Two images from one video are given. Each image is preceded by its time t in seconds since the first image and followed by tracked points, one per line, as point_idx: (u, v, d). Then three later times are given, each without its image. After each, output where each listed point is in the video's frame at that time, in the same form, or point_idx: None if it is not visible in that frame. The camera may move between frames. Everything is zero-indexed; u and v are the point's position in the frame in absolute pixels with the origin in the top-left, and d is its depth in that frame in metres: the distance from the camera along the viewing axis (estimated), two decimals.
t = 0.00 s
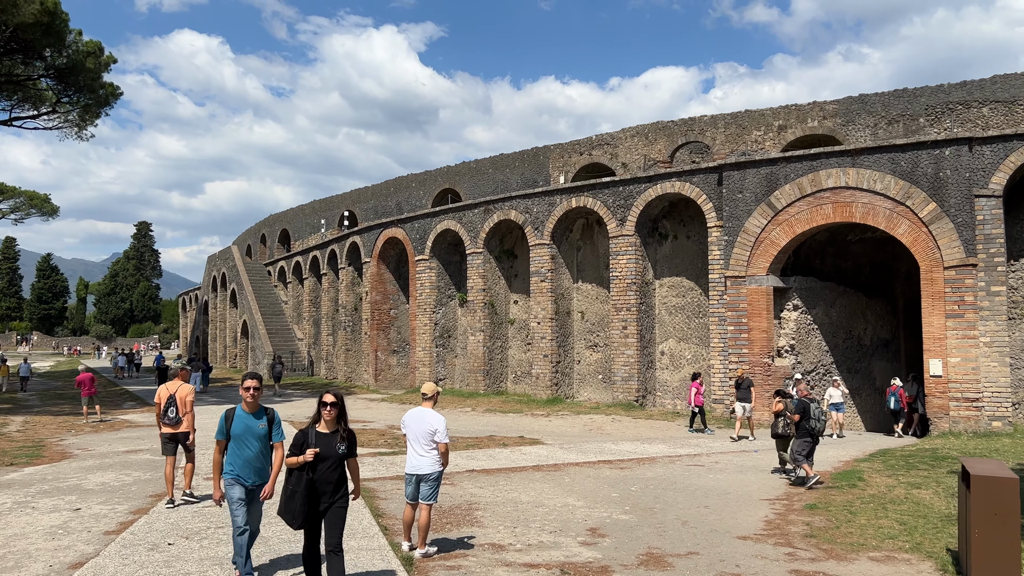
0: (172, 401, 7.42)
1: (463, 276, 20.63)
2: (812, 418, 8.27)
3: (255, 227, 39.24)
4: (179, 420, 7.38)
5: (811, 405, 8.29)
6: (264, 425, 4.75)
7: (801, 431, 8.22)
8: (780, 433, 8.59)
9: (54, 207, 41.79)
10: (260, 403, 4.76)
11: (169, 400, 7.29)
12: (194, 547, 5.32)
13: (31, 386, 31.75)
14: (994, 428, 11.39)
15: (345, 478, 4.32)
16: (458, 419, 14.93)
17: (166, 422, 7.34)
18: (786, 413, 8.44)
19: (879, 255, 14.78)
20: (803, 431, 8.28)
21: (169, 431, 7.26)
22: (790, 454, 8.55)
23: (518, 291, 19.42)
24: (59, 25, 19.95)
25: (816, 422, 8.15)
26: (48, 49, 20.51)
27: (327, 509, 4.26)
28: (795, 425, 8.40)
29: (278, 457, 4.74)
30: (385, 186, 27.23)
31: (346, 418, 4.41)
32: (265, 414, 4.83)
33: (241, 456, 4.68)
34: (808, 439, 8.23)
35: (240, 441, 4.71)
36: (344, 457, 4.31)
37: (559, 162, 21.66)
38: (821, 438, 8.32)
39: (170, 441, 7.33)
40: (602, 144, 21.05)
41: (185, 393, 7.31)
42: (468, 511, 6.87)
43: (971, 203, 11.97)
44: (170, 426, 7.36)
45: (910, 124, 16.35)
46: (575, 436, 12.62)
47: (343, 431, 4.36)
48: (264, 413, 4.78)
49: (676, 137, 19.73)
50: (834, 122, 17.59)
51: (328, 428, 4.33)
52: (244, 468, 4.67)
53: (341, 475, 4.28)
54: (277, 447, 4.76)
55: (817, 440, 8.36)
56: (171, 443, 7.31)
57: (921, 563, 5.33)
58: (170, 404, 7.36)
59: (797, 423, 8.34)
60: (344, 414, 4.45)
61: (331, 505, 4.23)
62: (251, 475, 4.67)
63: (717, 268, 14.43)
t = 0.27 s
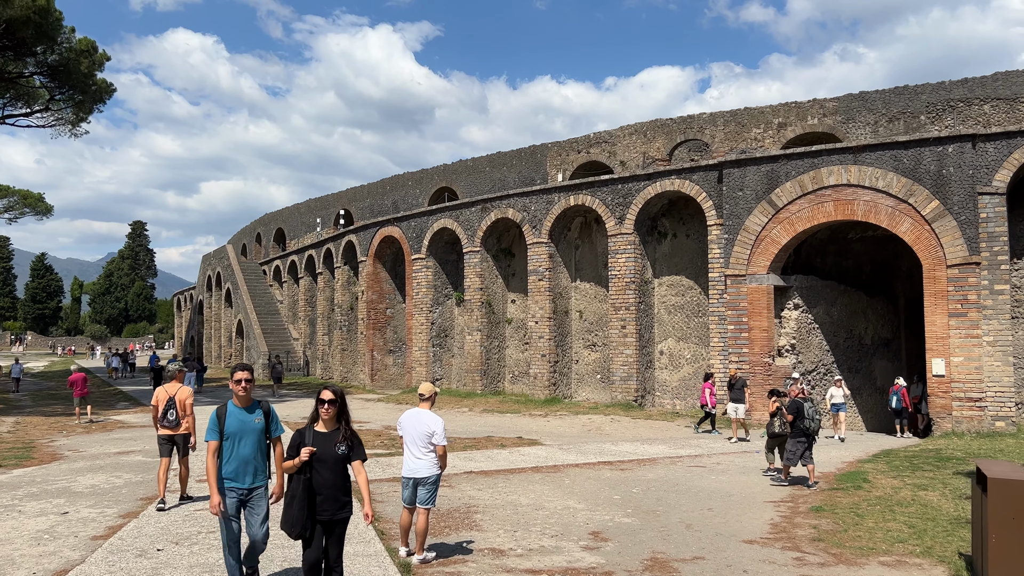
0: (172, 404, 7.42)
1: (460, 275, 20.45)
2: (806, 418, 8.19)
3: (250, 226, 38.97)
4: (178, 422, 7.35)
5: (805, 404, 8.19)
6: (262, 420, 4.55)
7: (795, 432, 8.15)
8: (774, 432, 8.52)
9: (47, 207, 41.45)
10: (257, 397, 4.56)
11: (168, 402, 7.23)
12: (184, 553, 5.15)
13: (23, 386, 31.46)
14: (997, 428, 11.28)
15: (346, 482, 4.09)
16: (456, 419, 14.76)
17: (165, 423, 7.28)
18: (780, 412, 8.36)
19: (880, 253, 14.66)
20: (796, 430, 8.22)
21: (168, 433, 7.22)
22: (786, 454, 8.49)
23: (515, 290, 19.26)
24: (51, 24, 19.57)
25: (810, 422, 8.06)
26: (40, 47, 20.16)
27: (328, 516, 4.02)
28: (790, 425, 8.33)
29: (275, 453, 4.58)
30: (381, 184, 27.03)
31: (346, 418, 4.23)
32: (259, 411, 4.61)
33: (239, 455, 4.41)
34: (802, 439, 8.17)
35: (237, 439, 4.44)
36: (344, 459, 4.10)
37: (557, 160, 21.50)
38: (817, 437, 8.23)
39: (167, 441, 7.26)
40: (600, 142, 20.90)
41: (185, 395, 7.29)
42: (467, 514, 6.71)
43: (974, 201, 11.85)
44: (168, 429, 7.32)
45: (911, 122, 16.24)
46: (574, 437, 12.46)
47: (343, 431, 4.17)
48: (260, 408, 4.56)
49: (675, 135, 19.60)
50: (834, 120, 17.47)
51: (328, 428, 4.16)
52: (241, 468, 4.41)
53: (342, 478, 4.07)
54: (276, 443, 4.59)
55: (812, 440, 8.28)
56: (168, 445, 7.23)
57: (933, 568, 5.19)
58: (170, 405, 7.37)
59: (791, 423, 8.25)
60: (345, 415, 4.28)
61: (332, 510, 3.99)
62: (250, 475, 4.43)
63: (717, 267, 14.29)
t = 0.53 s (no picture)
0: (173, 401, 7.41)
1: (458, 271, 20.29)
2: (796, 416, 8.09)
3: (246, 221, 38.72)
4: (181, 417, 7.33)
5: (794, 402, 8.10)
6: (265, 424, 4.18)
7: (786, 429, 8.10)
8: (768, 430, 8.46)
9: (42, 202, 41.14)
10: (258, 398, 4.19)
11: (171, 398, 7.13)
12: (176, 553, 5.00)
13: (17, 383, 31.22)
14: (1001, 426, 11.17)
15: (343, 493, 3.70)
16: (454, 416, 14.61)
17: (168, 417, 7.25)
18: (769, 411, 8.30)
19: (882, 250, 14.53)
20: (787, 429, 8.16)
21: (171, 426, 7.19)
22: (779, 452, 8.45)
23: (514, 286, 19.11)
24: (45, 18, 19.24)
25: (800, 419, 8.00)
26: (34, 41, 19.85)
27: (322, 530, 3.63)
28: (780, 422, 8.26)
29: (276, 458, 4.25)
30: (379, 180, 26.83)
31: (346, 422, 3.82)
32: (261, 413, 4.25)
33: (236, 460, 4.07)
34: (793, 437, 8.11)
35: (235, 442, 4.10)
36: (342, 468, 3.71)
37: (556, 156, 21.33)
38: (808, 433, 8.18)
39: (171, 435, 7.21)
40: (600, 137, 20.73)
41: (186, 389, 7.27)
42: (468, 513, 6.56)
43: (978, 196, 11.72)
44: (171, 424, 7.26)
45: (912, 118, 16.11)
46: (574, 434, 12.32)
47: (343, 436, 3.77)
48: (262, 411, 4.20)
49: (675, 131, 19.45)
50: (836, 115, 17.34)
51: (326, 432, 3.77)
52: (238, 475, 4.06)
53: (338, 488, 3.68)
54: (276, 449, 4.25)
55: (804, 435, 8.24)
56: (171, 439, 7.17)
57: (947, 570, 5.05)
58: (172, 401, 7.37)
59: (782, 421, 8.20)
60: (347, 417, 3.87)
61: (325, 524, 3.60)
62: (247, 484, 4.07)
63: (718, 263, 14.15)
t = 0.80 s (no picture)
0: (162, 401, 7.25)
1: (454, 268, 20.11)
2: (784, 413, 8.13)
3: (240, 218, 38.44)
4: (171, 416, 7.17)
5: (782, 400, 8.15)
6: (258, 423, 3.77)
7: (774, 426, 8.08)
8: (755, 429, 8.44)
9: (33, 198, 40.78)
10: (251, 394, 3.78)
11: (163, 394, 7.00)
12: (160, 557, 4.81)
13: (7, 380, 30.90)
14: (1001, 427, 11.07)
15: (327, 503, 3.34)
16: (449, 415, 14.45)
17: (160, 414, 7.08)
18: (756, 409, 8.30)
19: (881, 248, 14.41)
20: (775, 426, 8.15)
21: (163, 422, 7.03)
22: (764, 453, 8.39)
23: (510, 284, 18.94)
24: (37, 12, 18.90)
25: (789, 416, 8.03)
26: (25, 34, 19.50)
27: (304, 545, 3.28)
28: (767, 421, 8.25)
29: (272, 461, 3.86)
30: (373, 177, 26.62)
31: (330, 424, 3.47)
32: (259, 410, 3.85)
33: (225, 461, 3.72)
34: (783, 435, 8.09)
35: (225, 441, 3.74)
36: (326, 475, 3.34)
37: (552, 153, 21.16)
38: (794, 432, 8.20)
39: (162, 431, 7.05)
40: (596, 134, 20.57)
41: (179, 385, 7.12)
42: (463, 515, 6.40)
43: (979, 194, 11.61)
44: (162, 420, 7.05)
45: (911, 115, 15.99)
46: (571, 433, 12.17)
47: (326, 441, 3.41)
48: (256, 407, 3.81)
49: (672, 128, 19.31)
50: (834, 113, 17.22)
51: (307, 436, 3.41)
52: (227, 477, 3.71)
53: (322, 498, 3.32)
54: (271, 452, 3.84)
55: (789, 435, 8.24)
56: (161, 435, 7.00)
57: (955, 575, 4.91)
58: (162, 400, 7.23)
59: (769, 419, 8.20)
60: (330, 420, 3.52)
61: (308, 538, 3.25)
62: (235, 488, 3.70)
63: (716, 261, 14.01)
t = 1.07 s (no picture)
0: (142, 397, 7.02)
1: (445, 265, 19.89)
2: (772, 411, 7.98)
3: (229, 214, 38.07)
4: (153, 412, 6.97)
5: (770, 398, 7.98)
6: (231, 421, 3.50)
7: (763, 425, 7.92)
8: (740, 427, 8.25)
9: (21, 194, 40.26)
10: (221, 389, 3.51)
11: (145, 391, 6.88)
12: (136, 560, 4.60)
13: None
14: (997, 425, 10.97)
15: (297, 518, 2.98)
16: (439, 412, 14.25)
17: (140, 411, 6.90)
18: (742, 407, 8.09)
19: (876, 245, 14.31)
20: (762, 424, 7.98)
21: (143, 421, 6.84)
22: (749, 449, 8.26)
23: (502, 281, 18.75)
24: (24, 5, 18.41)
25: (778, 415, 7.89)
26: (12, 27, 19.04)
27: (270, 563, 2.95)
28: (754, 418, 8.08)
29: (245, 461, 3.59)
30: (364, 173, 26.36)
31: (302, 428, 3.09)
32: (232, 407, 3.57)
33: (198, 463, 3.47)
34: (770, 433, 7.94)
35: (196, 441, 3.49)
36: (293, 486, 2.99)
37: (545, 149, 20.98)
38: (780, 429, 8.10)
39: (142, 430, 6.86)
40: (589, 130, 20.40)
41: (162, 383, 6.90)
42: (453, 515, 6.21)
43: (975, 191, 11.51)
44: (142, 418, 6.86)
45: (906, 112, 15.91)
46: (563, 431, 12.00)
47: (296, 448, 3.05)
48: (229, 404, 3.55)
49: (665, 124, 19.17)
50: (829, 110, 17.11)
51: (276, 442, 3.07)
52: (201, 480, 3.47)
53: (287, 512, 2.96)
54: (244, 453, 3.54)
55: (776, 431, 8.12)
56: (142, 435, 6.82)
57: None
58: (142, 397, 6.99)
59: (756, 417, 8.01)
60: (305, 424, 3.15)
61: (273, 557, 2.91)
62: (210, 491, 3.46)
63: (710, 258, 13.86)
